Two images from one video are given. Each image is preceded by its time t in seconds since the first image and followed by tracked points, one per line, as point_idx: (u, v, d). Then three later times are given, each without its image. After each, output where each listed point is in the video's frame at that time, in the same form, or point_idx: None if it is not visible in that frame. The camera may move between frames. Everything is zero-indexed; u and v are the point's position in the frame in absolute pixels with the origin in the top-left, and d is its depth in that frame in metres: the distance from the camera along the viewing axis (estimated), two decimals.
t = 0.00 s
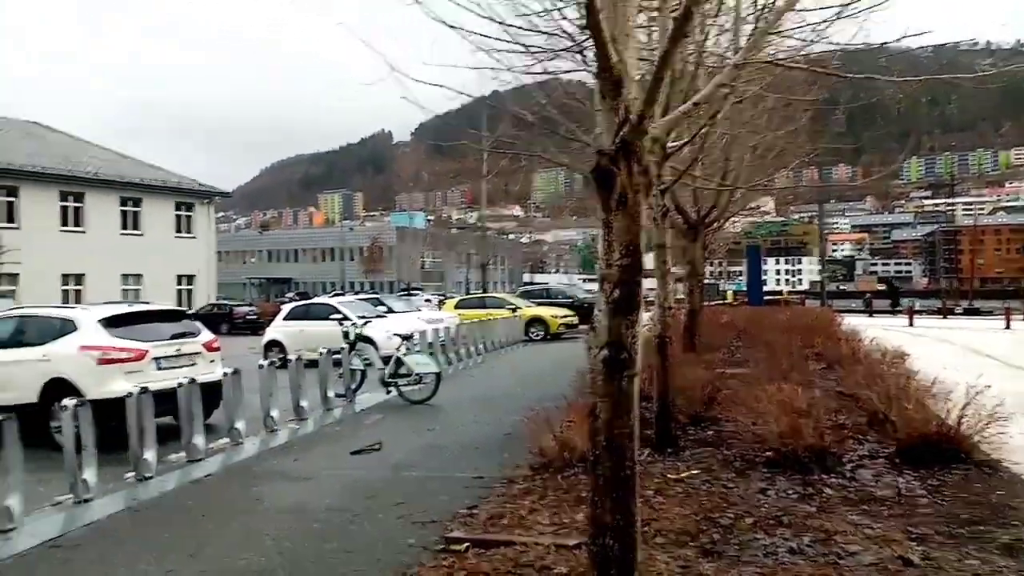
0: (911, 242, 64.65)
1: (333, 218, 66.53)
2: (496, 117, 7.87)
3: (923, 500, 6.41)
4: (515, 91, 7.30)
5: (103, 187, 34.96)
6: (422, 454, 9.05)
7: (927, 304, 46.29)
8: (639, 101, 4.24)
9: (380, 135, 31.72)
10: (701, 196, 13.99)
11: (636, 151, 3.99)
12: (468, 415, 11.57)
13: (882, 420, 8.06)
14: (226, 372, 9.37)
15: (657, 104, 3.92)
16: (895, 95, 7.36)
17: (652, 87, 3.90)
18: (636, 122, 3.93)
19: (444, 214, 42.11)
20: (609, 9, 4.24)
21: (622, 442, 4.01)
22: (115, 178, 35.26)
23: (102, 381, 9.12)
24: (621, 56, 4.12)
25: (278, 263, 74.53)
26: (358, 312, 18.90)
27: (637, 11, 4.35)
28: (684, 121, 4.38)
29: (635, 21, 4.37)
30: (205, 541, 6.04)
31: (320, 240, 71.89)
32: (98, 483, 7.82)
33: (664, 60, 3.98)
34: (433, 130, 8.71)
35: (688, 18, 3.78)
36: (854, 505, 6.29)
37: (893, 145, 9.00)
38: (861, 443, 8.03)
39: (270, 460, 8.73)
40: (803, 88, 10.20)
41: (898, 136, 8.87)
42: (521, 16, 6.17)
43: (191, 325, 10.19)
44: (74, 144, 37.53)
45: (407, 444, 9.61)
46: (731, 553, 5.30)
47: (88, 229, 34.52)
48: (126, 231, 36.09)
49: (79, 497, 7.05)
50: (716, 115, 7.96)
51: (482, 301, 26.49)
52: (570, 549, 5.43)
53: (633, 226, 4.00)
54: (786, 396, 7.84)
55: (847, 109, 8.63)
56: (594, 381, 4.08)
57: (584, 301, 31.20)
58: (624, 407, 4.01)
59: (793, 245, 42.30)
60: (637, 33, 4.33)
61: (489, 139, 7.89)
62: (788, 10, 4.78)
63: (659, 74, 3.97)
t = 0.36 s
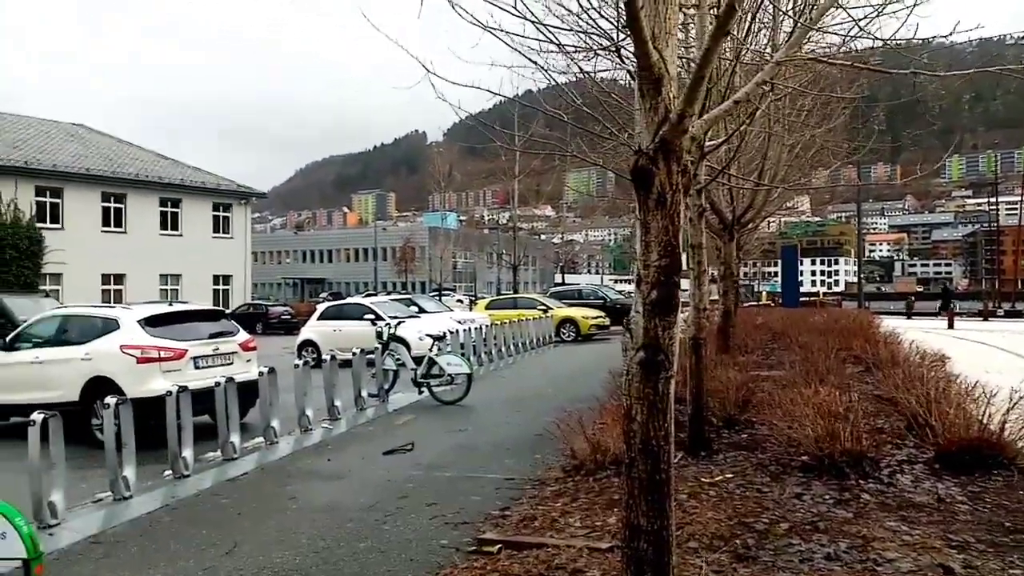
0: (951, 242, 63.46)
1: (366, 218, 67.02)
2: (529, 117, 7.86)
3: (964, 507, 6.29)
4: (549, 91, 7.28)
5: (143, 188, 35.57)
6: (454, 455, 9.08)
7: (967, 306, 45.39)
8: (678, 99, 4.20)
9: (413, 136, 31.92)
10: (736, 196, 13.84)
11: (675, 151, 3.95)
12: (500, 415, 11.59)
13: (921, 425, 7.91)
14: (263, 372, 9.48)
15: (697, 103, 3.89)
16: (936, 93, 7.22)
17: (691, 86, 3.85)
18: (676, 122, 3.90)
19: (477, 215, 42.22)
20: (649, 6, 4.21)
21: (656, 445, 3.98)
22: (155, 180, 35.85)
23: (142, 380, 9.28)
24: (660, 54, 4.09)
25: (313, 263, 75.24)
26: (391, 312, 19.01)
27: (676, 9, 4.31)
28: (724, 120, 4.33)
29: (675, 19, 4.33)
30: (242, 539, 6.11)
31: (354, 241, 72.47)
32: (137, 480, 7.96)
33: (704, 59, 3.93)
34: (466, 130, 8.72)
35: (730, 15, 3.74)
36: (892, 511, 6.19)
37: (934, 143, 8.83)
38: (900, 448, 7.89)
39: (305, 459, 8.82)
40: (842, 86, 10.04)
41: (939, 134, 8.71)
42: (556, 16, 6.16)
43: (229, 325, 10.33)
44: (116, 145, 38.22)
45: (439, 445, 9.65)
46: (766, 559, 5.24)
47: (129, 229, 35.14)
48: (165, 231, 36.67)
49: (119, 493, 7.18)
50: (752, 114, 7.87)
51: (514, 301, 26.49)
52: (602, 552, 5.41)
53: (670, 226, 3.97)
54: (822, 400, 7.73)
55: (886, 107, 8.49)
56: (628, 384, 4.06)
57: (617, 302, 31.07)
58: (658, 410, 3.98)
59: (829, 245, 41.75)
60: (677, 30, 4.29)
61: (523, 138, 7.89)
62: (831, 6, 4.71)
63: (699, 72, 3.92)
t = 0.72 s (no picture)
0: (964, 242, 63.14)
1: (377, 220, 67.18)
2: (539, 117, 7.87)
3: (978, 508, 6.25)
4: (559, 92, 7.28)
5: (156, 190, 35.76)
6: (465, 455, 9.08)
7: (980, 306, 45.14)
8: (692, 101, 4.20)
9: (423, 137, 31.97)
10: (747, 196, 13.80)
11: (688, 152, 3.95)
12: (511, 416, 11.58)
13: (935, 426, 7.87)
14: (275, 372, 9.52)
15: (711, 104, 3.88)
16: (948, 93, 7.19)
17: (704, 87, 3.85)
18: (689, 122, 3.89)
19: (487, 216, 42.27)
20: (662, 8, 4.21)
21: (669, 446, 3.97)
22: (167, 181, 36.02)
23: (155, 380, 9.32)
24: (673, 55, 4.09)
25: (323, 264, 75.44)
26: (402, 313, 19.05)
27: (690, 10, 4.31)
28: (736, 122, 4.32)
29: (688, 20, 4.33)
30: (254, 538, 6.14)
31: (364, 242, 72.65)
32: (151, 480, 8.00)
33: (717, 61, 3.93)
34: (475, 131, 8.75)
35: (744, 16, 3.74)
36: (905, 511, 6.16)
37: (948, 143, 8.77)
38: (913, 449, 7.86)
39: (316, 459, 8.84)
40: (854, 86, 10.01)
41: (952, 134, 8.66)
42: (566, 16, 6.17)
43: (241, 325, 10.38)
44: (129, 147, 38.43)
45: (450, 445, 9.66)
46: (778, 559, 5.23)
47: (142, 230, 35.34)
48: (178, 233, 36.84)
49: (133, 492, 7.22)
50: (764, 113, 7.85)
51: (524, 302, 26.48)
52: (614, 552, 5.41)
53: (683, 226, 3.96)
54: (835, 400, 7.70)
55: (898, 107, 8.46)
56: (641, 384, 4.06)
57: (626, 303, 31.04)
58: (670, 410, 3.98)
59: (841, 245, 41.60)
60: (690, 31, 4.30)
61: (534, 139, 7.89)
62: (844, 6, 4.68)
63: (713, 73, 3.91)
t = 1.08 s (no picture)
0: (982, 242, 62.57)
1: (390, 219, 67.38)
2: (552, 117, 7.85)
3: (999, 510, 6.19)
4: (572, 91, 7.26)
5: (171, 191, 35.99)
6: (479, 455, 9.08)
7: (998, 306, 44.73)
8: (706, 100, 4.17)
9: (436, 137, 32.03)
10: (763, 196, 13.73)
11: (703, 151, 3.93)
12: (525, 416, 11.58)
13: (953, 427, 7.81)
14: (290, 371, 9.56)
15: (726, 102, 3.86)
16: (965, 91, 7.13)
17: (719, 85, 3.82)
18: (704, 121, 3.87)
19: (500, 215, 42.27)
20: (677, 7, 4.19)
21: (685, 447, 3.95)
22: (183, 182, 36.26)
23: (172, 379, 9.38)
24: (688, 54, 4.06)
25: (338, 264, 75.69)
26: (416, 313, 19.08)
27: (704, 9, 4.29)
28: (751, 121, 4.29)
29: (703, 19, 4.31)
30: (271, 536, 6.16)
31: (378, 242, 72.86)
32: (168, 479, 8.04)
33: (732, 59, 3.90)
34: (488, 130, 8.74)
35: (760, 15, 3.71)
36: (924, 514, 6.11)
37: (964, 142, 8.70)
38: (931, 450, 7.80)
39: (332, 458, 8.87)
40: (870, 84, 9.94)
41: (969, 133, 8.58)
42: (581, 16, 6.15)
43: (257, 325, 10.43)
44: (145, 148, 38.70)
45: (464, 444, 9.66)
46: (796, 561, 5.20)
47: (158, 231, 35.58)
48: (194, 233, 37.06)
49: (151, 491, 7.26)
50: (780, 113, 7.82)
51: (537, 302, 26.47)
52: (630, 553, 5.39)
53: (699, 227, 3.94)
54: (852, 402, 7.65)
55: (915, 105, 8.40)
56: (656, 385, 4.05)
57: (640, 302, 30.97)
58: (687, 411, 3.95)
59: (857, 245, 41.33)
60: (704, 30, 4.27)
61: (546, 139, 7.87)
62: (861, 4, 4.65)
63: (727, 72, 3.89)
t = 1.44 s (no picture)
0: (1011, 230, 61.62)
1: (411, 215, 67.59)
2: (572, 110, 7.78)
3: None
4: (593, 84, 7.22)
5: (195, 190, 36.28)
6: (503, 450, 9.08)
7: None
8: (729, 89, 4.12)
9: (456, 133, 32.03)
10: (785, 186, 13.59)
11: (726, 142, 3.89)
12: (548, 411, 11.56)
13: (984, 419, 7.70)
14: (314, 368, 9.61)
15: (750, 91, 3.81)
16: (992, 77, 7.01)
17: (742, 75, 3.76)
18: (727, 111, 3.82)
19: (520, 210, 42.23)
20: None
21: (710, 441, 3.92)
22: (206, 181, 36.55)
23: (198, 376, 9.46)
24: (709, 44, 4.01)
25: (359, 260, 76.01)
26: (437, 309, 19.11)
27: None
28: (775, 110, 4.24)
29: (725, 8, 4.25)
30: (298, 532, 6.20)
31: (399, 238, 73.10)
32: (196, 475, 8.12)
33: (754, 49, 3.82)
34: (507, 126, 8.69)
35: (783, 2, 3.65)
36: (954, 507, 6.02)
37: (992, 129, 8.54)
38: (961, 443, 7.70)
39: (356, 455, 8.90)
40: (894, 71, 9.80)
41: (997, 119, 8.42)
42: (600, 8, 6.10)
43: (281, 322, 10.49)
44: (168, 148, 39.05)
45: (488, 440, 9.66)
46: (824, 555, 5.15)
47: (182, 230, 35.90)
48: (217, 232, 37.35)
49: (179, 487, 7.33)
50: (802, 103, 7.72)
51: (558, 296, 26.43)
52: (655, 548, 5.36)
53: (722, 218, 3.89)
54: (879, 394, 7.56)
55: (942, 92, 8.26)
56: (681, 378, 4.01)
57: (662, 296, 30.82)
58: (712, 404, 3.92)
59: (882, 235, 40.86)
60: (726, 19, 4.22)
61: (566, 132, 7.81)
62: None
63: (751, 61, 3.83)
